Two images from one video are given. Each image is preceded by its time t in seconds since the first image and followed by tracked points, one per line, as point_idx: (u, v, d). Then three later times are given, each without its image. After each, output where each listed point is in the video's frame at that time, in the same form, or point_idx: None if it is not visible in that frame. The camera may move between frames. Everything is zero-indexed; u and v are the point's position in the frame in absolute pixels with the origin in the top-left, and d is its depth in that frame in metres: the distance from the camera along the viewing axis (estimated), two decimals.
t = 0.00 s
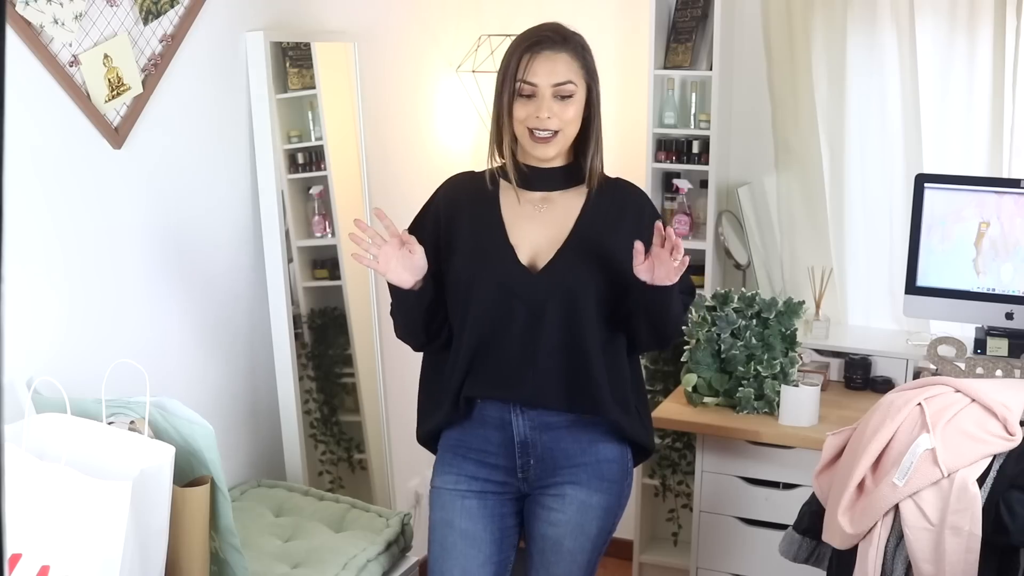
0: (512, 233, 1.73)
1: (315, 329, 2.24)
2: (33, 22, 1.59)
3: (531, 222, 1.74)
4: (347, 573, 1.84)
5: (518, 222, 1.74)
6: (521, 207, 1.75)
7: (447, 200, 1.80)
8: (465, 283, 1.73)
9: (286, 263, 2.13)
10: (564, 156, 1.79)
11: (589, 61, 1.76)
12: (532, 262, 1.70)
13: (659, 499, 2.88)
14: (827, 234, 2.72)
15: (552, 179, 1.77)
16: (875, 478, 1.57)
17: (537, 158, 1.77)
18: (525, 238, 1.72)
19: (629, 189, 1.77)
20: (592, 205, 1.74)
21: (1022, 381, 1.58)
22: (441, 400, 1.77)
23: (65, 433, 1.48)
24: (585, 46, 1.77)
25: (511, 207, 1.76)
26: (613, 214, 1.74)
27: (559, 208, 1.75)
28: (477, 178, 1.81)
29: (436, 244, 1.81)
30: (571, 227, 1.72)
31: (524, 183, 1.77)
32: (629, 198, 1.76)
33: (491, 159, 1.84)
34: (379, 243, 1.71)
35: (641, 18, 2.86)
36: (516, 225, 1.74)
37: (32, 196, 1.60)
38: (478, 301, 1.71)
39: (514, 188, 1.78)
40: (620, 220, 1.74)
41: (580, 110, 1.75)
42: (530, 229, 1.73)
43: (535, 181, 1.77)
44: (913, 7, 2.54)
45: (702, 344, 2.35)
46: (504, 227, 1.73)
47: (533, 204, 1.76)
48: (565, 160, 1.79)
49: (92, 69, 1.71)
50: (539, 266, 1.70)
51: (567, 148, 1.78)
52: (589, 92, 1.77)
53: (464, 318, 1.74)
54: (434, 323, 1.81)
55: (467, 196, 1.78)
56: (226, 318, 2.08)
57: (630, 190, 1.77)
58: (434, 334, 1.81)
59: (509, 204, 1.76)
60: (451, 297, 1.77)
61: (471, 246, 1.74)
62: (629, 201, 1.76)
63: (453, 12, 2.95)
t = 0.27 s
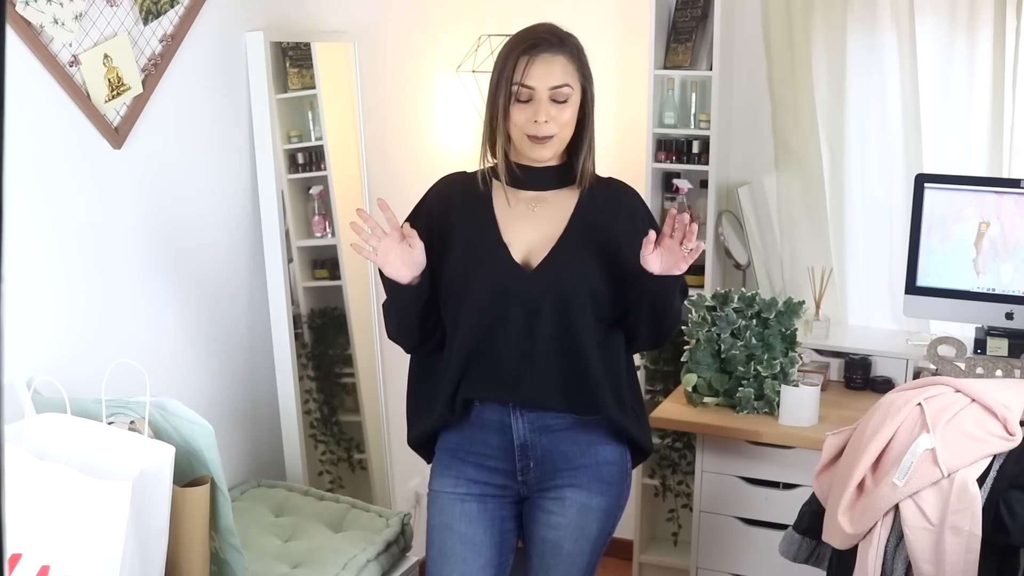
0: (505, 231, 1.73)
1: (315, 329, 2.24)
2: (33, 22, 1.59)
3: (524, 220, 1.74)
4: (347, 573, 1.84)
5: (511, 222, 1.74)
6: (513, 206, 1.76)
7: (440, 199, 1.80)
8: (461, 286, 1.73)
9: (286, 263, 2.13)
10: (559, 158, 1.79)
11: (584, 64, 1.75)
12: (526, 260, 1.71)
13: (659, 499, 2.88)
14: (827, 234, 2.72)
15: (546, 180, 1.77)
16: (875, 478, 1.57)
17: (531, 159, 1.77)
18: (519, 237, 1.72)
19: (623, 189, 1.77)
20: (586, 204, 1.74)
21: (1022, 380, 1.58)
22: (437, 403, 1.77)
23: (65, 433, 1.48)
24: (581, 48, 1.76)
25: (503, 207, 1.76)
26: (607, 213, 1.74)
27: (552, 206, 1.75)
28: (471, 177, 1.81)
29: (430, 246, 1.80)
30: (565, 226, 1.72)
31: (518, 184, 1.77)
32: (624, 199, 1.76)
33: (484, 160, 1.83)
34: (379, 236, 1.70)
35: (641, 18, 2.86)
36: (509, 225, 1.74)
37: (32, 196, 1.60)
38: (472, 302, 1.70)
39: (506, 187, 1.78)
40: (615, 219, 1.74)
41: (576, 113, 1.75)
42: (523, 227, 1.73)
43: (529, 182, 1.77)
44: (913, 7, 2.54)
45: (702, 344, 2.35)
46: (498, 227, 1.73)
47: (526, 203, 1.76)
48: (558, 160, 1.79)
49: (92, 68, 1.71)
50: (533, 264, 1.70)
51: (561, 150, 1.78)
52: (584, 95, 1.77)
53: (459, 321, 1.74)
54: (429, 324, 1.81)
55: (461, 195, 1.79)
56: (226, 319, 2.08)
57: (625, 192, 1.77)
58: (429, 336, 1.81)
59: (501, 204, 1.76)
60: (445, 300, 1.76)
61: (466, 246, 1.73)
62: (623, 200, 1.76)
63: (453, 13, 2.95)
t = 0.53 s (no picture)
0: (504, 232, 1.73)
1: (315, 329, 2.24)
2: (33, 22, 1.59)
3: (523, 221, 1.74)
4: (347, 573, 1.84)
5: (510, 222, 1.74)
6: (512, 207, 1.76)
7: (438, 199, 1.80)
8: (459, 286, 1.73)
9: (286, 263, 2.13)
10: (558, 158, 1.79)
11: (583, 64, 1.75)
12: (524, 260, 1.71)
13: (659, 499, 2.88)
14: (827, 234, 2.72)
15: (544, 179, 1.77)
16: (875, 478, 1.57)
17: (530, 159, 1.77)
18: (517, 237, 1.72)
19: (621, 190, 1.78)
20: (584, 205, 1.74)
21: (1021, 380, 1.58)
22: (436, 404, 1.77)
23: (65, 433, 1.48)
24: (579, 49, 1.76)
25: (502, 207, 1.76)
26: (605, 214, 1.74)
27: (551, 207, 1.75)
28: (471, 177, 1.81)
29: (428, 247, 1.80)
30: (564, 226, 1.72)
31: (516, 185, 1.77)
32: (622, 200, 1.76)
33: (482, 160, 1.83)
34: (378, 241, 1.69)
35: (641, 18, 2.86)
36: (508, 226, 1.74)
37: (32, 196, 1.60)
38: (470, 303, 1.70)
39: (505, 188, 1.78)
40: (613, 220, 1.74)
41: (574, 112, 1.75)
42: (521, 228, 1.73)
43: (527, 183, 1.77)
44: (913, 7, 2.54)
45: (702, 344, 2.35)
46: (497, 227, 1.73)
47: (525, 205, 1.76)
48: (557, 161, 1.79)
49: (92, 68, 1.71)
50: (531, 265, 1.70)
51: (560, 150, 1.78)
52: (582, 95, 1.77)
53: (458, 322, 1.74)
54: (427, 325, 1.81)
55: (459, 195, 1.79)
56: (226, 319, 2.08)
57: (623, 193, 1.77)
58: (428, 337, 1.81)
59: (500, 205, 1.76)
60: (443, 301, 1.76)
61: (465, 247, 1.73)
62: (621, 201, 1.76)
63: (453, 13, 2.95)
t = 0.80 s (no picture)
0: (502, 232, 1.73)
1: (315, 329, 2.24)
2: (33, 22, 1.59)
3: (521, 220, 1.74)
4: (347, 573, 1.84)
5: (508, 222, 1.74)
6: (511, 207, 1.75)
7: (437, 199, 1.80)
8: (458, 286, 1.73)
9: (286, 263, 2.13)
10: (555, 157, 1.79)
11: (583, 63, 1.76)
12: (523, 260, 1.70)
13: (659, 499, 2.88)
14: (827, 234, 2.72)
15: (542, 179, 1.77)
16: (875, 478, 1.57)
17: (528, 158, 1.77)
18: (515, 238, 1.72)
19: (620, 190, 1.78)
20: (583, 206, 1.74)
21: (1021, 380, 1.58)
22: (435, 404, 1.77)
23: (65, 433, 1.48)
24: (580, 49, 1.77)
25: (500, 207, 1.76)
26: (604, 215, 1.74)
27: (550, 207, 1.75)
28: (470, 178, 1.82)
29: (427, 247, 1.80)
30: (563, 226, 1.72)
31: (514, 184, 1.77)
32: (621, 200, 1.76)
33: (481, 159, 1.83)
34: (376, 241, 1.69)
35: (641, 18, 2.86)
36: (506, 226, 1.73)
37: (32, 196, 1.60)
38: (469, 304, 1.70)
39: (503, 187, 1.78)
40: (612, 221, 1.73)
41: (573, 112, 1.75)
42: (519, 228, 1.73)
43: (525, 183, 1.77)
44: (913, 7, 2.54)
45: (703, 344, 2.35)
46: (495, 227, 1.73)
47: (524, 205, 1.76)
48: (555, 161, 1.79)
49: (92, 68, 1.71)
50: (529, 266, 1.70)
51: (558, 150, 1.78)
52: (582, 94, 1.77)
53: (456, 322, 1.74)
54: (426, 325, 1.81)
55: (459, 194, 1.79)
56: (226, 319, 2.08)
57: (622, 194, 1.77)
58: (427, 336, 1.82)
59: (499, 205, 1.76)
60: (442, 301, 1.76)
61: (463, 246, 1.73)
62: (620, 201, 1.76)
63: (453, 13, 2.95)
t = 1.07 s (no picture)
0: (499, 233, 1.73)
1: (315, 329, 2.24)
2: (32, 22, 1.59)
3: (517, 221, 1.74)
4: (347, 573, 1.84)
5: (504, 223, 1.74)
6: (506, 208, 1.76)
7: (436, 199, 1.80)
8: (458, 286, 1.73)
9: (286, 263, 2.13)
10: (552, 158, 1.79)
11: (578, 64, 1.76)
12: (519, 261, 1.70)
13: (659, 499, 2.88)
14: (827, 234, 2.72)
15: (538, 180, 1.77)
16: (875, 478, 1.57)
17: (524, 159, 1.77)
18: (511, 238, 1.72)
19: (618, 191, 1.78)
20: (579, 207, 1.74)
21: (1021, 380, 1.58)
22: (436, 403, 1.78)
23: (66, 433, 1.48)
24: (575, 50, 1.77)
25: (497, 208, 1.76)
26: (602, 215, 1.74)
27: (546, 208, 1.75)
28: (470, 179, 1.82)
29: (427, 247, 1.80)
30: (559, 227, 1.72)
31: (511, 184, 1.78)
32: (620, 201, 1.76)
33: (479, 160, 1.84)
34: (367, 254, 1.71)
35: (641, 18, 2.86)
36: (503, 226, 1.74)
37: (32, 196, 1.60)
38: (469, 303, 1.70)
39: (499, 188, 1.79)
40: (611, 220, 1.73)
41: (569, 112, 1.76)
42: (515, 228, 1.73)
43: (521, 184, 1.77)
44: (913, 7, 2.54)
45: (702, 344, 2.35)
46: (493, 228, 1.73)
47: (520, 206, 1.76)
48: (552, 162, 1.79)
49: (92, 68, 1.71)
50: (525, 266, 1.69)
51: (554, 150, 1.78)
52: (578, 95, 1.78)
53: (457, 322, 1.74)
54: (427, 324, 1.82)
55: (460, 195, 1.79)
56: (226, 319, 2.08)
57: (619, 196, 1.77)
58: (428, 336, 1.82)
59: (495, 205, 1.76)
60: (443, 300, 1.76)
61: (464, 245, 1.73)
62: (619, 201, 1.76)
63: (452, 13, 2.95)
